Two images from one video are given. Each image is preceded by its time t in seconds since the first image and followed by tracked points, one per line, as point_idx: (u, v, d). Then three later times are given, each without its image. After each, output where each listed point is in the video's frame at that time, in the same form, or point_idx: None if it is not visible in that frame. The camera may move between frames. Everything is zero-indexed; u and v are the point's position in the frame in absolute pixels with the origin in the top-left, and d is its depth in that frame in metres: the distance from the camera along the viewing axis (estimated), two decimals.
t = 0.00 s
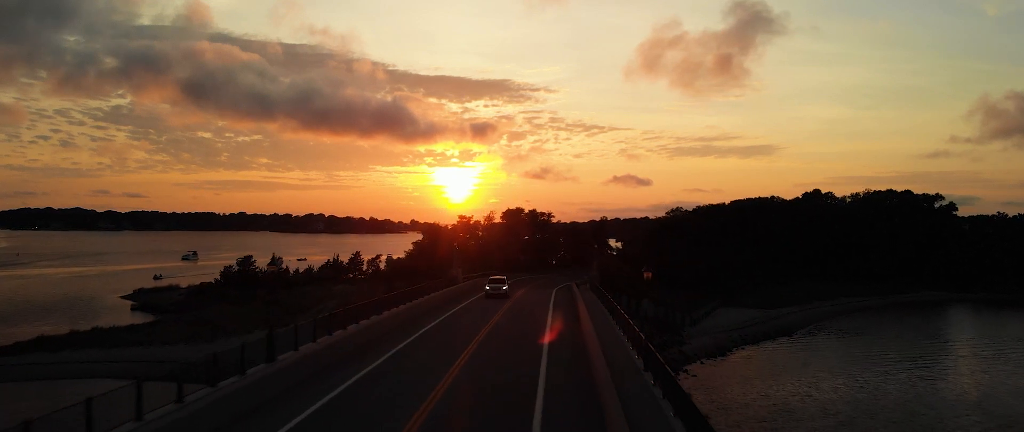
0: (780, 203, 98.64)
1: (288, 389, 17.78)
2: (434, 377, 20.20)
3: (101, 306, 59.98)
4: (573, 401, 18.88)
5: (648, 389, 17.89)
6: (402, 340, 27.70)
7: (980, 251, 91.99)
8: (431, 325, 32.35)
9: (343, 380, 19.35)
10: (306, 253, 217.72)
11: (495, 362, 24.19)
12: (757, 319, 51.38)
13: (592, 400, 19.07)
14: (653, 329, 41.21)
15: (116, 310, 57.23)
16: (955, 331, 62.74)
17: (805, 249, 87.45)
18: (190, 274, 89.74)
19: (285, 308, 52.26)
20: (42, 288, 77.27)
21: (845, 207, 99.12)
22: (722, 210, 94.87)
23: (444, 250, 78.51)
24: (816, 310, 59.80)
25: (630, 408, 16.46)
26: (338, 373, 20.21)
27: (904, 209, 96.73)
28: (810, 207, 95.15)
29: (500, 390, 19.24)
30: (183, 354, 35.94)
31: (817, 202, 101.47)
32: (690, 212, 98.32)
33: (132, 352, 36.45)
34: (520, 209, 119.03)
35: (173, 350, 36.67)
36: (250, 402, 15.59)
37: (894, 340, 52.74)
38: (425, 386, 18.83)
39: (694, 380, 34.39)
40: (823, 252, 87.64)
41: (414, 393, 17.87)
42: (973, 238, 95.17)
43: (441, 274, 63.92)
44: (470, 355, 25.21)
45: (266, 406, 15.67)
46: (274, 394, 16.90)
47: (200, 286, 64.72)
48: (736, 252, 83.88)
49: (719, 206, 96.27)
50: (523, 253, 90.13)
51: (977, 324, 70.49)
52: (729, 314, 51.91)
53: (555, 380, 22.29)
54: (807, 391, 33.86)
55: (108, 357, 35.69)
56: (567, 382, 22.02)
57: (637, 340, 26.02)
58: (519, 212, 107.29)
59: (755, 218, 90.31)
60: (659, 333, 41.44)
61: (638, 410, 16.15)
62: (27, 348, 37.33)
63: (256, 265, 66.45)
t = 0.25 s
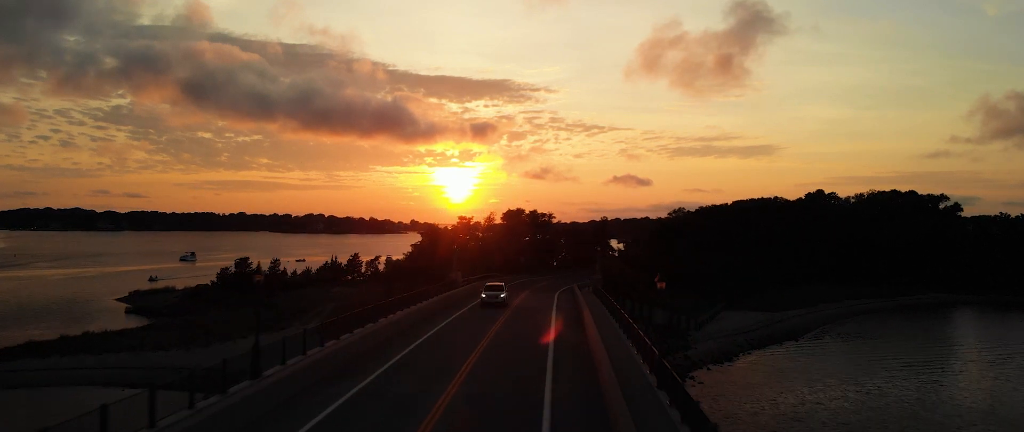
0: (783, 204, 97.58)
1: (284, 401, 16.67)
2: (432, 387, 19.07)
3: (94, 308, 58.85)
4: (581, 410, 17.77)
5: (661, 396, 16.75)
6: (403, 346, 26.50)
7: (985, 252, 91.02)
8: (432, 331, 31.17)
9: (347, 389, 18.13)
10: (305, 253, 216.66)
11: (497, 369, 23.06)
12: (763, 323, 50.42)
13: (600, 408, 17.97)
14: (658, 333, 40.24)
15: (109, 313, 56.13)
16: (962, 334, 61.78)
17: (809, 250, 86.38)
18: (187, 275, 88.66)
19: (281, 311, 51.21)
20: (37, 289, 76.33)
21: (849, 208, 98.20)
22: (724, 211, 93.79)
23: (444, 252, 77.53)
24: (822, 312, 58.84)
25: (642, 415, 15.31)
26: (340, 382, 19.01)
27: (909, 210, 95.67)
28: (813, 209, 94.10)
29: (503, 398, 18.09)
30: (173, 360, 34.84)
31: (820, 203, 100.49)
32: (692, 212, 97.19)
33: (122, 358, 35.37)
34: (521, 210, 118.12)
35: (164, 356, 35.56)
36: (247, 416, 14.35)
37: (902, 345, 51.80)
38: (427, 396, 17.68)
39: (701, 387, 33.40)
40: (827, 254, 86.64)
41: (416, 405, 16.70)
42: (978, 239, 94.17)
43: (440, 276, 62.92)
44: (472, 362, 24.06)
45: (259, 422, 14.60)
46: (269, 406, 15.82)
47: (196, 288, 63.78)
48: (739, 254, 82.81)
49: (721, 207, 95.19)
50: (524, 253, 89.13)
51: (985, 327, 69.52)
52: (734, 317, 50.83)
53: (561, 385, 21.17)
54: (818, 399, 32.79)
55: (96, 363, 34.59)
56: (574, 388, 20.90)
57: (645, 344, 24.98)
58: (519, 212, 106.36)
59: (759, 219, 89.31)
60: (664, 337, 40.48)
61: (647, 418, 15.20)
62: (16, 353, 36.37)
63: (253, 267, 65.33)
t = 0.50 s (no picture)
0: (786, 205, 96.53)
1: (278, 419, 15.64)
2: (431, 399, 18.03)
3: (88, 312, 57.89)
4: (587, 422, 16.83)
5: (670, 411, 15.66)
6: (403, 354, 25.56)
7: (991, 253, 90.03)
8: (433, 335, 30.29)
9: (346, 401, 17.29)
10: (304, 253, 215.70)
11: (497, 378, 22.06)
12: (769, 327, 49.49)
13: (607, 418, 17.03)
14: (662, 338, 39.30)
15: (103, 317, 55.28)
16: (970, 336, 60.81)
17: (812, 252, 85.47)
18: (184, 277, 87.73)
19: (278, 314, 50.24)
20: (32, 291, 75.43)
21: (853, 209, 97.22)
22: (727, 212, 92.81)
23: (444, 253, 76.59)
24: (828, 315, 57.90)
25: None
26: (338, 396, 18.06)
27: (914, 210, 94.62)
28: (817, 209, 93.08)
29: (504, 410, 17.07)
30: (164, 367, 33.89)
31: (824, 203, 99.50)
32: (695, 213, 96.27)
33: (112, 364, 34.47)
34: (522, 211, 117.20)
35: (156, 363, 34.65)
36: None
37: (910, 349, 50.86)
38: (429, 410, 16.61)
39: (708, 394, 32.45)
40: (831, 255, 85.69)
41: (415, 419, 15.73)
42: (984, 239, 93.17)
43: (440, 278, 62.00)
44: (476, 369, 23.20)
45: None
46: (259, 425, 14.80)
47: (192, 290, 62.87)
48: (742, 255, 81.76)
49: (724, 208, 94.25)
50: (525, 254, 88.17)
51: (992, 330, 68.55)
52: (739, 321, 49.85)
53: (568, 394, 20.15)
54: (829, 407, 31.78)
55: (85, 369, 33.69)
56: (581, 396, 19.95)
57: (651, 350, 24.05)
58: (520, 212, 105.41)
59: (762, 219, 88.38)
60: (669, 342, 39.54)
61: None
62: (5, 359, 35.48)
63: (249, 269, 64.40)
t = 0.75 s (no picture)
0: (789, 206, 95.56)
1: None
2: (429, 407, 17.08)
3: (81, 315, 56.93)
4: None
5: (678, 417, 14.56)
6: (402, 361, 24.55)
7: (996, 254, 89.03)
8: (435, 342, 29.22)
9: (348, 414, 16.14)
10: (304, 254, 214.67)
11: (500, 385, 21.04)
12: (775, 330, 48.48)
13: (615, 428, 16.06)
14: (667, 343, 38.31)
15: (97, 320, 54.35)
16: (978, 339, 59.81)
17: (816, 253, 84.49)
18: (181, 279, 86.80)
19: (275, 317, 49.25)
20: (26, 293, 74.41)
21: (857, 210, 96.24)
22: (729, 213, 91.84)
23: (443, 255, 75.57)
24: (834, 318, 56.92)
25: None
26: (338, 407, 16.91)
27: (918, 211, 93.63)
28: (820, 211, 92.11)
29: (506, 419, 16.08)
30: (155, 373, 32.92)
31: (827, 204, 98.50)
32: (697, 214, 95.27)
33: (102, 370, 33.52)
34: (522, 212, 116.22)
35: (147, 369, 33.68)
36: None
37: (918, 353, 49.90)
38: (432, 422, 15.52)
39: (715, 402, 31.44)
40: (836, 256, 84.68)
41: None
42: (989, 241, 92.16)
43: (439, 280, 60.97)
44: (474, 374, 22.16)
45: None
46: None
47: (187, 293, 61.85)
48: (745, 257, 80.73)
49: (726, 209, 93.30)
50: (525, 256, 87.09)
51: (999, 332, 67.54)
52: (744, 325, 48.83)
53: (572, 400, 19.16)
54: (840, 415, 30.76)
55: (74, 376, 32.72)
56: (585, 401, 18.93)
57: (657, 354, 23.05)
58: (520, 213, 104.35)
59: (765, 220, 87.37)
60: (673, 347, 38.54)
61: None
62: None
63: (246, 271, 63.38)
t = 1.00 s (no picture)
0: (793, 207, 94.64)
1: None
2: (431, 422, 16.10)
3: (74, 318, 55.91)
4: None
5: None
6: (402, 370, 23.50)
7: (1002, 256, 88.02)
8: (439, 348, 28.10)
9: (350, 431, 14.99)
10: (303, 255, 213.69)
11: (506, 395, 19.95)
12: (782, 335, 47.47)
13: None
14: (673, 349, 37.24)
15: (90, 323, 53.35)
16: (987, 342, 58.80)
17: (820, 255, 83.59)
18: (178, 280, 85.79)
19: (271, 322, 48.30)
20: (19, 295, 73.27)
21: (861, 212, 95.28)
22: (732, 214, 90.91)
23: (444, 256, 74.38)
24: (841, 321, 55.91)
25: None
26: (341, 423, 15.72)
27: (923, 213, 92.80)
28: (824, 213, 91.23)
29: None
30: (146, 382, 31.93)
31: (831, 205, 97.46)
32: (701, 215, 94.24)
33: (91, 378, 32.52)
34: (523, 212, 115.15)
35: (138, 377, 32.68)
36: None
37: (928, 358, 48.84)
38: None
39: (724, 412, 30.44)
40: (840, 258, 83.70)
41: None
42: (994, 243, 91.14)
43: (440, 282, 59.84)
44: (476, 384, 21.08)
45: None
46: None
47: (183, 296, 60.77)
48: (749, 258, 79.82)
49: (729, 211, 92.39)
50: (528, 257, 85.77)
51: (1008, 335, 66.48)
52: (751, 329, 47.84)
53: (578, 412, 18.11)
54: (852, 425, 29.82)
55: (61, 384, 31.69)
56: (591, 414, 17.88)
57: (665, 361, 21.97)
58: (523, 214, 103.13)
59: (769, 222, 86.32)
60: (680, 352, 37.43)
61: None
62: None
63: (242, 274, 62.37)
